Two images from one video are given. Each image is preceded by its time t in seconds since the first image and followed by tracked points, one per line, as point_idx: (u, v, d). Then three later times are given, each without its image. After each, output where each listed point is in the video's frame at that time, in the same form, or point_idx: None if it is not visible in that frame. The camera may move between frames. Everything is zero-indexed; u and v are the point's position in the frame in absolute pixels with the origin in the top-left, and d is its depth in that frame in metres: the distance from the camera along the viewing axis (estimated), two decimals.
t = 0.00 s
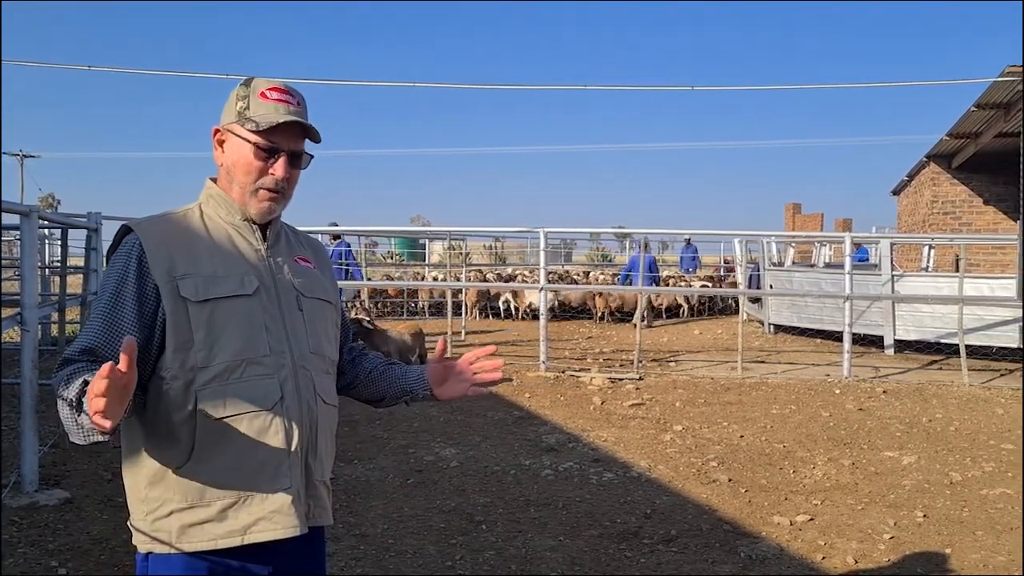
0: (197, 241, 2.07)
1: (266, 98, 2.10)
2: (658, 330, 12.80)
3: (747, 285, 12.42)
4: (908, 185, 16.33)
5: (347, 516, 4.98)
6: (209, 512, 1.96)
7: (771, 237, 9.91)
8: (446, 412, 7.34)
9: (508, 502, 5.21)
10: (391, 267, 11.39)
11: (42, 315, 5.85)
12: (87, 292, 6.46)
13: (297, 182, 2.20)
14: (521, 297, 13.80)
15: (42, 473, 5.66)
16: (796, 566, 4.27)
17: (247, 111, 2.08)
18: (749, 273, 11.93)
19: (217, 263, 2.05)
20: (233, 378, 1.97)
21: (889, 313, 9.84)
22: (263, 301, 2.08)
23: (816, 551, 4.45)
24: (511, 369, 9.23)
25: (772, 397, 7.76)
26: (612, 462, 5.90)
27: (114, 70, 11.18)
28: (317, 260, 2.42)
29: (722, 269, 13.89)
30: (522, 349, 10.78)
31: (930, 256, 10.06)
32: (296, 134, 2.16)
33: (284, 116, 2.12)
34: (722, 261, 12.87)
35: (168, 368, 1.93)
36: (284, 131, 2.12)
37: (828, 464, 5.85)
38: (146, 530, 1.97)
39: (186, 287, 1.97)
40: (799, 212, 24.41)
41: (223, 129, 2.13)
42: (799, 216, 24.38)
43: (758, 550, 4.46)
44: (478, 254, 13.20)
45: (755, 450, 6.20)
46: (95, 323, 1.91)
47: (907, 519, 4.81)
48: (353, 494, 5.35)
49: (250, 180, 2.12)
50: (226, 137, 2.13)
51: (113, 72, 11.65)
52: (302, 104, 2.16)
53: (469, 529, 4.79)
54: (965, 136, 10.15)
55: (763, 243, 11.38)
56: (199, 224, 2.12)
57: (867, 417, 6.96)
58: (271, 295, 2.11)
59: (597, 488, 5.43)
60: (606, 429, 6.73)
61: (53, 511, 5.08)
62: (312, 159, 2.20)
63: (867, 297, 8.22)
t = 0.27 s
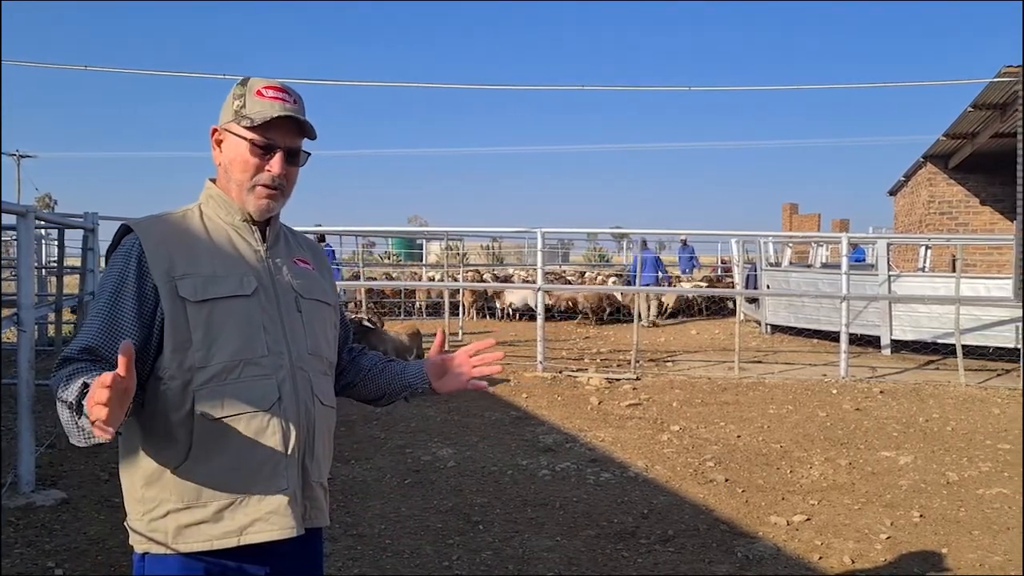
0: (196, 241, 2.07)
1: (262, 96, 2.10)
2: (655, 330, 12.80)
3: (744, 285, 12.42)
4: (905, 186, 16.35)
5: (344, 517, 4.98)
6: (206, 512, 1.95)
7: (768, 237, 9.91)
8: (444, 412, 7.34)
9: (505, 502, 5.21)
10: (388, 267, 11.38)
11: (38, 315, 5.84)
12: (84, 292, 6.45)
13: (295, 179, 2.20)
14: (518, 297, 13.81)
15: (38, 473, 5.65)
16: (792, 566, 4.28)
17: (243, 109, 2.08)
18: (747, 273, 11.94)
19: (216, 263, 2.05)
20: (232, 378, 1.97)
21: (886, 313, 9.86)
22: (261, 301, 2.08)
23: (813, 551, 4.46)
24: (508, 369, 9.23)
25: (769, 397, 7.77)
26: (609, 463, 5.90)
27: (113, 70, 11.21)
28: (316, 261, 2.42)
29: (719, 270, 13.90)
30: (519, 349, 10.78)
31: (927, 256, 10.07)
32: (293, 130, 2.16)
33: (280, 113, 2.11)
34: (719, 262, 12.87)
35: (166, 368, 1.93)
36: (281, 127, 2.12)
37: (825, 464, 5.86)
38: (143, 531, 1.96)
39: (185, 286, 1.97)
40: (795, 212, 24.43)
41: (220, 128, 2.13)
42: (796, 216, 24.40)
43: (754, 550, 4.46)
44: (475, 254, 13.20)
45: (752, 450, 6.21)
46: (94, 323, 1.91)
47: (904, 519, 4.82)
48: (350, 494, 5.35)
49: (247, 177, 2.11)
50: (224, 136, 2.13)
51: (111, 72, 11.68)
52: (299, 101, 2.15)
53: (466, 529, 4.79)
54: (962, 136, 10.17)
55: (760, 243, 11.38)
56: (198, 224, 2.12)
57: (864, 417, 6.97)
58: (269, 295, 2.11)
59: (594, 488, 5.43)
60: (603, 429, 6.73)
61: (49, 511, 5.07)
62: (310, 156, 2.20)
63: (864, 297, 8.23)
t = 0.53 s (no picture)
0: (193, 240, 2.06)
1: (262, 96, 2.10)
2: (652, 330, 12.80)
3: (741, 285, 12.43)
4: (902, 186, 16.38)
5: (341, 517, 4.98)
6: (203, 512, 1.95)
7: (765, 237, 9.92)
8: (441, 412, 7.34)
9: (502, 502, 5.21)
10: (385, 267, 11.38)
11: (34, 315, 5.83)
12: (80, 292, 6.44)
13: (293, 179, 2.19)
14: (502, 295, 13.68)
15: (34, 474, 5.63)
16: (789, 566, 4.28)
17: (242, 109, 2.08)
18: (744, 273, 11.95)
19: (212, 262, 2.04)
20: (229, 377, 1.97)
21: (883, 313, 9.87)
22: (258, 301, 2.07)
23: (809, 551, 4.46)
24: (505, 369, 9.22)
25: (766, 397, 7.78)
26: (606, 462, 5.91)
27: (113, 69, 11.22)
28: (313, 261, 2.42)
29: (716, 270, 13.91)
30: (516, 349, 10.78)
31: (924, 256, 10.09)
32: (292, 130, 2.16)
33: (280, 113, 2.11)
34: (716, 262, 12.88)
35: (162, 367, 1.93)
36: (280, 127, 2.12)
37: (821, 464, 5.87)
38: (139, 530, 1.96)
39: (181, 285, 1.97)
40: (792, 213, 24.46)
41: (219, 128, 2.12)
42: (792, 216, 24.43)
43: (751, 550, 4.47)
44: (472, 254, 13.20)
45: (748, 450, 6.21)
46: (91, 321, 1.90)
47: (900, 519, 4.82)
48: (347, 494, 5.35)
49: (246, 177, 2.11)
50: (222, 136, 2.13)
51: (108, 71, 11.63)
52: (298, 101, 2.15)
53: (463, 529, 4.79)
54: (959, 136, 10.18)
55: (757, 243, 11.39)
56: (195, 223, 2.12)
57: (861, 417, 6.98)
58: (266, 295, 2.11)
59: (591, 487, 5.44)
60: (600, 429, 6.73)
61: (46, 512, 5.06)
62: (308, 155, 2.19)
63: (861, 297, 8.24)
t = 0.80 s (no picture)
0: (190, 239, 2.06)
1: (260, 95, 2.09)
2: (649, 330, 12.81)
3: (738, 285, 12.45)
4: (899, 185, 16.40)
5: (338, 516, 4.97)
6: (200, 512, 1.95)
7: (762, 237, 9.93)
8: (438, 412, 7.34)
9: (499, 502, 5.21)
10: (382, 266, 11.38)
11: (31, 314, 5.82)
12: (77, 291, 6.42)
13: (292, 179, 2.20)
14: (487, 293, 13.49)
15: (31, 474, 5.63)
16: (785, 565, 4.29)
17: (241, 108, 2.07)
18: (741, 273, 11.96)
19: (210, 262, 2.04)
20: (227, 378, 1.97)
21: (880, 312, 9.89)
22: (256, 301, 2.07)
23: (806, 550, 4.47)
24: (502, 369, 9.23)
25: (763, 397, 7.79)
26: (603, 462, 5.91)
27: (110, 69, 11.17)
28: (311, 261, 2.41)
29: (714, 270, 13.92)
30: (514, 349, 10.78)
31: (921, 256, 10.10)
32: (291, 130, 2.15)
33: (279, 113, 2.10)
34: (713, 261, 12.89)
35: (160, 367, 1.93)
36: (280, 127, 2.11)
37: (818, 464, 5.87)
38: (136, 529, 1.96)
39: (179, 285, 1.97)
40: (789, 212, 24.47)
41: (218, 127, 2.12)
42: (789, 215, 24.45)
43: (748, 549, 4.47)
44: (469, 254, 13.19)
45: (745, 450, 6.22)
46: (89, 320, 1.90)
47: (897, 518, 4.83)
48: (344, 494, 5.34)
49: (245, 177, 2.11)
50: (221, 136, 2.12)
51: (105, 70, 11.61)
52: (297, 101, 2.15)
53: (461, 529, 4.79)
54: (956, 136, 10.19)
55: (755, 243, 11.40)
56: (193, 223, 2.12)
57: (858, 417, 6.99)
58: (264, 295, 2.10)
59: (589, 487, 5.44)
60: (597, 429, 6.74)
61: (43, 512, 5.05)
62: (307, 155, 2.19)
63: (858, 297, 8.24)
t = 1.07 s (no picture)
0: (186, 240, 2.06)
1: (250, 94, 2.09)
2: (646, 330, 12.82)
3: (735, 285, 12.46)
4: (895, 185, 16.43)
5: (335, 517, 4.97)
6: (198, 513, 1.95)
7: (759, 237, 9.94)
8: (435, 412, 7.34)
9: (496, 502, 5.21)
10: (379, 266, 11.37)
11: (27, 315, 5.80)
12: (73, 291, 6.41)
13: (285, 177, 2.20)
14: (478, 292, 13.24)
15: (26, 474, 5.62)
16: (782, 565, 4.29)
17: (231, 107, 2.07)
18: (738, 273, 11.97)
19: (206, 262, 2.04)
20: (223, 378, 1.96)
21: (876, 313, 9.90)
22: (252, 300, 2.07)
23: (802, 550, 4.47)
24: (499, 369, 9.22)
25: (760, 397, 7.80)
26: (600, 462, 5.91)
27: (108, 68, 11.14)
28: (306, 261, 2.41)
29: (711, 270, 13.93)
30: (511, 349, 10.78)
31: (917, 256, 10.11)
32: (282, 127, 2.15)
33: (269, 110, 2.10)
34: (710, 262, 12.91)
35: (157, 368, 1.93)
36: (271, 125, 2.12)
37: (815, 463, 5.88)
38: (134, 531, 1.95)
39: (175, 286, 1.97)
40: (785, 213, 24.48)
41: (208, 128, 2.12)
42: (785, 216, 24.45)
43: (745, 549, 4.47)
44: (466, 254, 13.19)
45: (742, 450, 6.22)
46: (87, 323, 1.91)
47: (893, 518, 4.83)
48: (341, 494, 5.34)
49: (238, 176, 2.11)
50: (212, 136, 2.12)
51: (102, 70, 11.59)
52: (286, 99, 2.15)
53: (457, 529, 4.79)
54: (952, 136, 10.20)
55: (751, 243, 11.41)
56: (187, 223, 2.11)
57: (854, 417, 7.00)
58: (260, 295, 2.10)
59: (585, 487, 5.44)
60: (594, 429, 6.74)
61: (38, 512, 5.05)
62: (299, 153, 2.19)
63: (854, 297, 8.25)
